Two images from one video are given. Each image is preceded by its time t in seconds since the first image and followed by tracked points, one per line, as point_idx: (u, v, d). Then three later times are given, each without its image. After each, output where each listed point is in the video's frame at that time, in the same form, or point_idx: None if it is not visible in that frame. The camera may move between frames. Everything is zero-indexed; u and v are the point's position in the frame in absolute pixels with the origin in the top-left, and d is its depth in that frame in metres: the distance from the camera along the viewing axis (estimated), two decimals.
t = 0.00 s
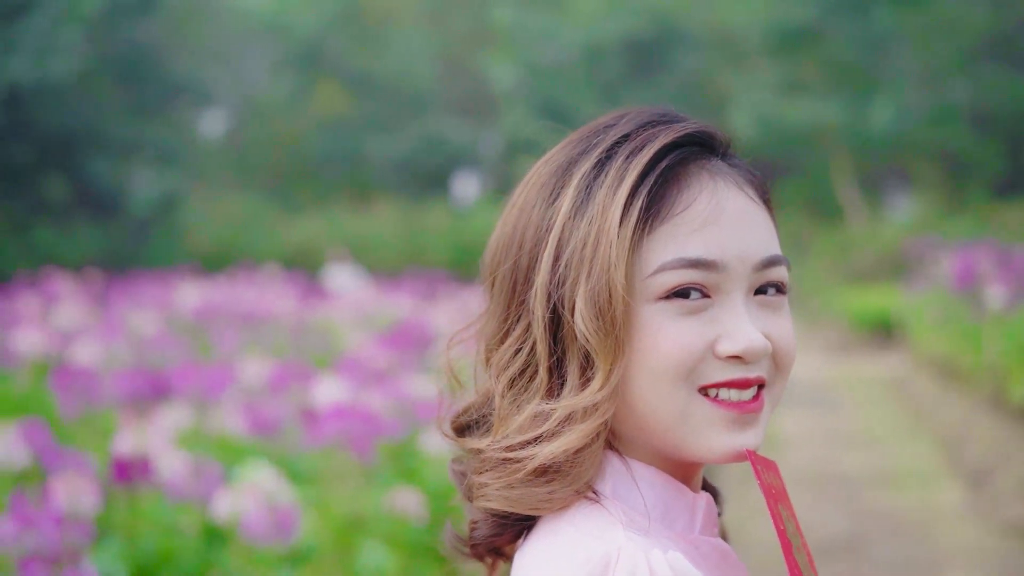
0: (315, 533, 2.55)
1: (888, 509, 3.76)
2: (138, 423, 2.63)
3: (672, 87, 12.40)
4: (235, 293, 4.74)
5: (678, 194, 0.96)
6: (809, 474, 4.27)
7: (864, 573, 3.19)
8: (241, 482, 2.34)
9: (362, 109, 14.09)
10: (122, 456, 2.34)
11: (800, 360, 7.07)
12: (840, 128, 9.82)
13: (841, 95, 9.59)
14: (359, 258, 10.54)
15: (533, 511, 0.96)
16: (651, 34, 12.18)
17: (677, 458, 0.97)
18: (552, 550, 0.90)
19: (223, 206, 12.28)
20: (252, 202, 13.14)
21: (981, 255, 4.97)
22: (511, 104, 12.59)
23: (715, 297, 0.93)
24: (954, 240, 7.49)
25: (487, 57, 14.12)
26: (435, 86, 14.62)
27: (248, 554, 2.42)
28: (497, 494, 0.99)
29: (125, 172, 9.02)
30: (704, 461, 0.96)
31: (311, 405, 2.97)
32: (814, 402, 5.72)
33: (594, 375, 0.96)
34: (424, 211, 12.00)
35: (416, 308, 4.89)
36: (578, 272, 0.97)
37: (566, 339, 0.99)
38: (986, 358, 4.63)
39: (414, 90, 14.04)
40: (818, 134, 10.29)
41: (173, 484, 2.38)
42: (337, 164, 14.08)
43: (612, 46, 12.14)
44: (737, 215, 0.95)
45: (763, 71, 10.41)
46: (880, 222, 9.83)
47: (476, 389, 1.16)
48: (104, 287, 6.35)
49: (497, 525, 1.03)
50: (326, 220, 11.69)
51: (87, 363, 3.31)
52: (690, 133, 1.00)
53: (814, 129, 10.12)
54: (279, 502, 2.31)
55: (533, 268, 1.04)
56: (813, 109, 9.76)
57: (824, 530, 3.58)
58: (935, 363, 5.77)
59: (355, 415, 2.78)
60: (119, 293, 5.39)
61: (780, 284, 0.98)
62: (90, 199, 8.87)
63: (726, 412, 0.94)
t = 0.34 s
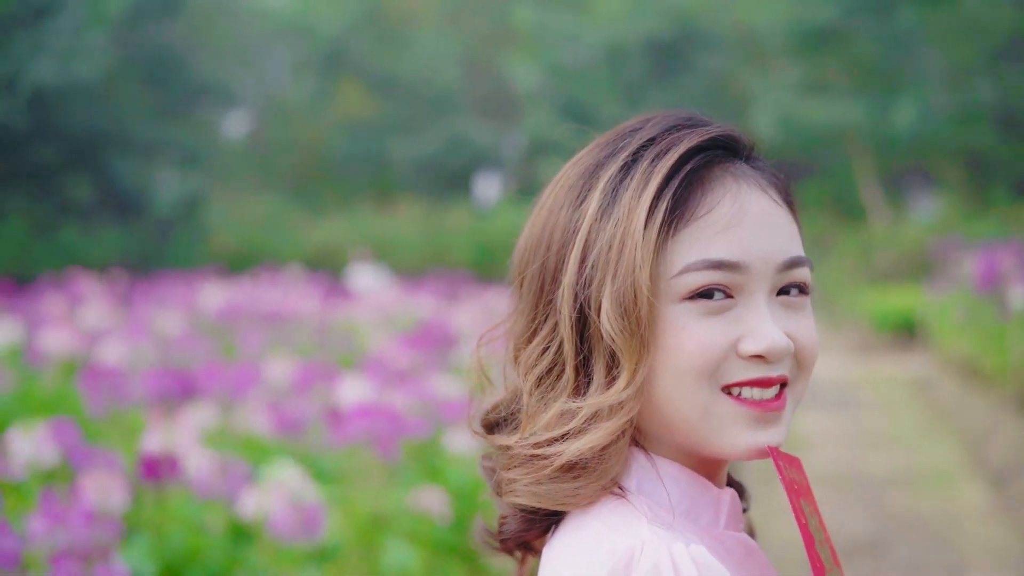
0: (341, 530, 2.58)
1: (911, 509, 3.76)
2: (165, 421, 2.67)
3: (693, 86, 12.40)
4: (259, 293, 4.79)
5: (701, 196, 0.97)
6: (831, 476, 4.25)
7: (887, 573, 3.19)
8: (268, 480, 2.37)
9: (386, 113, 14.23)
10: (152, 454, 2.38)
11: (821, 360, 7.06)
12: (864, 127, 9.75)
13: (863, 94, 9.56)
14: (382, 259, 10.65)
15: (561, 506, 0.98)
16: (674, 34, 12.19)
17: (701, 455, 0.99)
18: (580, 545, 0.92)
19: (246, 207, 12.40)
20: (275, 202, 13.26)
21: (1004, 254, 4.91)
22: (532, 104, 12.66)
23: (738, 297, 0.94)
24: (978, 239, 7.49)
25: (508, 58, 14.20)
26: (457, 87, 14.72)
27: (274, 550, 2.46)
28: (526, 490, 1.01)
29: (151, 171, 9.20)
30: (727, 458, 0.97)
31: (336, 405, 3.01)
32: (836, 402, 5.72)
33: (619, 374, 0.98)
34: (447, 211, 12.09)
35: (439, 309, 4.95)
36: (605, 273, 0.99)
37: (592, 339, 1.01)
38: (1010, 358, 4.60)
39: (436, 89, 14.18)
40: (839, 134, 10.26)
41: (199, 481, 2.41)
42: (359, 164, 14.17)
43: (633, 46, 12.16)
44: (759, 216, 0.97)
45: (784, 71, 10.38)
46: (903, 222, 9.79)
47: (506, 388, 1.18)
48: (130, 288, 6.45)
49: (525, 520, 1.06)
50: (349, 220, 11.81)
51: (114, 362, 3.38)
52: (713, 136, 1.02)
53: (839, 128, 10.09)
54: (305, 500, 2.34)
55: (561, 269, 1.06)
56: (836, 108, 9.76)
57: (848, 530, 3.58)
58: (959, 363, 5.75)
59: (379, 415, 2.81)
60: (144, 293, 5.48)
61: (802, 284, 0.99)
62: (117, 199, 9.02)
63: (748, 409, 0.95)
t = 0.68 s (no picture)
0: (366, 528, 2.62)
1: (935, 510, 3.75)
2: (194, 420, 2.72)
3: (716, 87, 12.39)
4: (285, 294, 4.87)
5: (717, 200, 0.99)
6: (853, 476, 4.24)
7: (908, 573, 3.20)
8: (295, 478, 2.41)
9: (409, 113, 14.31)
10: (180, 452, 2.44)
11: (844, 360, 7.04)
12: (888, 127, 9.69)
13: (887, 94, 9.52)
14: (405, 259, 10.72)
15: (584, 503, 1.00)
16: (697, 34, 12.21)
17: (722, 451, 1.01)
18: (606, 538, 0.95)
19: (271, 208, 12.54)
20: (300, 203, 13.37)
21: None
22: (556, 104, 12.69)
23: (755, 298, 0.96)
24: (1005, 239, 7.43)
25: (531, 59, 14.26)
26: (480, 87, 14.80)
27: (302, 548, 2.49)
28: (550, 488, 1.04)
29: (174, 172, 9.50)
30: (749, 454, 0.99)
31: (360, 405, 3.05)
32: (859, 402, 5.71)
33: (639, 374, 1.00)
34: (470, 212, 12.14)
35: (463, 309, 5.00)
36: (624, 276, 1.01)
37: (611, 340, 1.04)
38: None
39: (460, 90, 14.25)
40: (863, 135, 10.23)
41: (227, 480, 2.46)
42: (383, 164, 14.27)
43: (655, 46, 12.18)
44: (775, 217, 0.99)
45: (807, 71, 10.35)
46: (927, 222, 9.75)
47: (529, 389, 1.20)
48: (158, 287, 6.57)
49: (550, 517, 1.08)
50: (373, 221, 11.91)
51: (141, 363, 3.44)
52: (728, 140, 1.04)
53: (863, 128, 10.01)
54: (331, 498, 2.38)
55: (581, 272, 1.08)
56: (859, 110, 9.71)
57: (871, 530, 3.58)
58: (983, 363, 5.73)
59: (404, 413, 2.84)
60: (171, 293, 5.58)
61: (819, 283, 1.01)
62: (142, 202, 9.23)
63: (767, 406, 0.97)
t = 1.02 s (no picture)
0: (385, 526, 2.63)
1: (954, 509, 3.75)
2: (215, 419, 2.75)
3: (735, 87, 12.37)
4: (303, 294, 4.91)
5: (729, 199, 1.01)
6: (873, 477, 4.22)
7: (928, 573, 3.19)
8: (315, 476, 2.44)
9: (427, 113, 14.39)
10: (202, 451, 2.49)
11: (864, 361, 7.02)
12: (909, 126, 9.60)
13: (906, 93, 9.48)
14: (424, 259, 10.81)
15: (603, 498, 1.02)
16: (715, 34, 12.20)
17: (740, 444, 1.03)
18: (629, 531, 0.96)
19: (290, 208, 12.63)
20: (319, 204, 13.44)
21: None
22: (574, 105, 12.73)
23: (769, 293, 0.98)
24: None
25: (549, 60, 14.29)
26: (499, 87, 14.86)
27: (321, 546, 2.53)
28: (571, 484, 1.05)
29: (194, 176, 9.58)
30: (767, 446, 1.01)
31: (380, 404, 3.08)
32: (877, 402, 5.70)
33: (656, 371, 1.02)
34: (487, 212, 12.20)
35: (482, 309, 5.04)
36: (639, 276, 1.03)
37: (628, 339, 1.05)
38: None
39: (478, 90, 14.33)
40: (883, 135, 10.18)
41: (249, 477, 2.48)
42: (402, 165, 14.33)
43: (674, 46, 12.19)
44: (786, 214, 1.00)
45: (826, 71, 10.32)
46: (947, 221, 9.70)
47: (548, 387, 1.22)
48: (178, 288, 6.65)
49: (570, 512, 1.09)
50: (391, 221, 11.99)
51: (162, 363, 3.49)
52: (738, 139, 1.06)
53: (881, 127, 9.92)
54: (351, 495, 2.40)
55: (597, 273, 1.10)
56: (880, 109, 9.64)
57: (890, 529, 3.58)
58: (1003, 363, 5.71)
59: (423, 412, 2.87)
60: (191, 293, 5.65)
61: (831, 276, 1.02)
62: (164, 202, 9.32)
63: (783, 400, 0.99)
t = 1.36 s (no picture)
0: (401, 523, 2.68)
1: (971, 510, 3.74)
2: (234, 415, 2.77)
3: (752, 87, 12.35)
4: (320, 293, 4.95)
5: (740, 189, 1.00)
6: (888, 476, 4.21)
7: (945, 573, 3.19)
8: (334, 473, 2.46)
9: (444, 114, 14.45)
10: (220, 446, 2.51)
11: (881, 361, 7.01)
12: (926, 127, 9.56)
13: (923, 93, 9.46)
14: (441, 259, 10.84)
15: (618, 486, 1.00)
16: (733, 35, 12.20)
17: (753, 431, 1.02)
18: (644, 518, 0.94)
19: (308, 209, 12.71)
20: (337, 204, 13.53)
21: None
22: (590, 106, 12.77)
23: (781, 282, 0.97)
24: None
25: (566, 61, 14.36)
26: (516, 88, 14.92)
27: (339, 542, 2.54)
28: (587, 474, 1.04)
29: (211, 180, 9.74)
30: (780, 432, 1.00)
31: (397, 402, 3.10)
32: (894, 402, 5.69)
33: (670, 361, 1.01)
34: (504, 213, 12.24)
35: (499, 309, 5.07)
36: (652, 268, 1.02)
37: (642, 330, 1.04)
38: None
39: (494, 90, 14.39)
40: (900, 135, 10.16)
41: (268, 474, 2.53)
42: (419, 165, 14.39)
43: (691, 46, 12.21)
44: (796, 203, 0.99)
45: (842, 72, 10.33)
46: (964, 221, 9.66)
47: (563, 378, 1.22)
48: (198, 287, 6.72)
49: (588, 500, 1.08)
50: (408, 222, 12.05)
51: (181, 360, 3.53)
52: (747, 132, 1.05)
53: (898, 128, 9.87)
54: (369, 492, 2.43)
55: (609, 266, 1.09)
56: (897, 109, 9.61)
57: (907, 529, 3.57)
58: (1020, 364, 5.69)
59: (440, 409, 2.90)
60: (211, 293, 5.71)
61: (841, 264, 1.01)
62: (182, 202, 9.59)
63: (795, 387, 0.98)
